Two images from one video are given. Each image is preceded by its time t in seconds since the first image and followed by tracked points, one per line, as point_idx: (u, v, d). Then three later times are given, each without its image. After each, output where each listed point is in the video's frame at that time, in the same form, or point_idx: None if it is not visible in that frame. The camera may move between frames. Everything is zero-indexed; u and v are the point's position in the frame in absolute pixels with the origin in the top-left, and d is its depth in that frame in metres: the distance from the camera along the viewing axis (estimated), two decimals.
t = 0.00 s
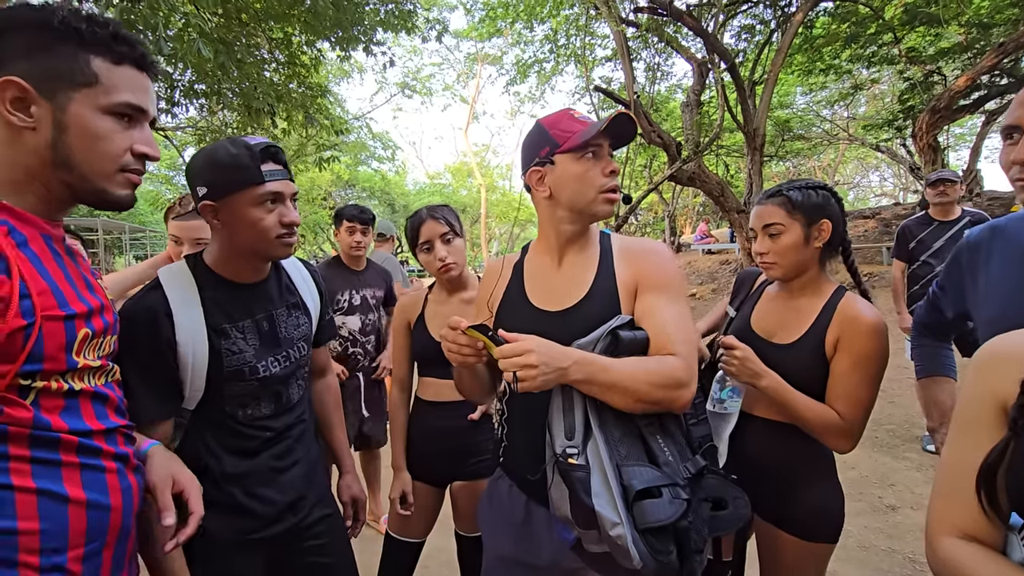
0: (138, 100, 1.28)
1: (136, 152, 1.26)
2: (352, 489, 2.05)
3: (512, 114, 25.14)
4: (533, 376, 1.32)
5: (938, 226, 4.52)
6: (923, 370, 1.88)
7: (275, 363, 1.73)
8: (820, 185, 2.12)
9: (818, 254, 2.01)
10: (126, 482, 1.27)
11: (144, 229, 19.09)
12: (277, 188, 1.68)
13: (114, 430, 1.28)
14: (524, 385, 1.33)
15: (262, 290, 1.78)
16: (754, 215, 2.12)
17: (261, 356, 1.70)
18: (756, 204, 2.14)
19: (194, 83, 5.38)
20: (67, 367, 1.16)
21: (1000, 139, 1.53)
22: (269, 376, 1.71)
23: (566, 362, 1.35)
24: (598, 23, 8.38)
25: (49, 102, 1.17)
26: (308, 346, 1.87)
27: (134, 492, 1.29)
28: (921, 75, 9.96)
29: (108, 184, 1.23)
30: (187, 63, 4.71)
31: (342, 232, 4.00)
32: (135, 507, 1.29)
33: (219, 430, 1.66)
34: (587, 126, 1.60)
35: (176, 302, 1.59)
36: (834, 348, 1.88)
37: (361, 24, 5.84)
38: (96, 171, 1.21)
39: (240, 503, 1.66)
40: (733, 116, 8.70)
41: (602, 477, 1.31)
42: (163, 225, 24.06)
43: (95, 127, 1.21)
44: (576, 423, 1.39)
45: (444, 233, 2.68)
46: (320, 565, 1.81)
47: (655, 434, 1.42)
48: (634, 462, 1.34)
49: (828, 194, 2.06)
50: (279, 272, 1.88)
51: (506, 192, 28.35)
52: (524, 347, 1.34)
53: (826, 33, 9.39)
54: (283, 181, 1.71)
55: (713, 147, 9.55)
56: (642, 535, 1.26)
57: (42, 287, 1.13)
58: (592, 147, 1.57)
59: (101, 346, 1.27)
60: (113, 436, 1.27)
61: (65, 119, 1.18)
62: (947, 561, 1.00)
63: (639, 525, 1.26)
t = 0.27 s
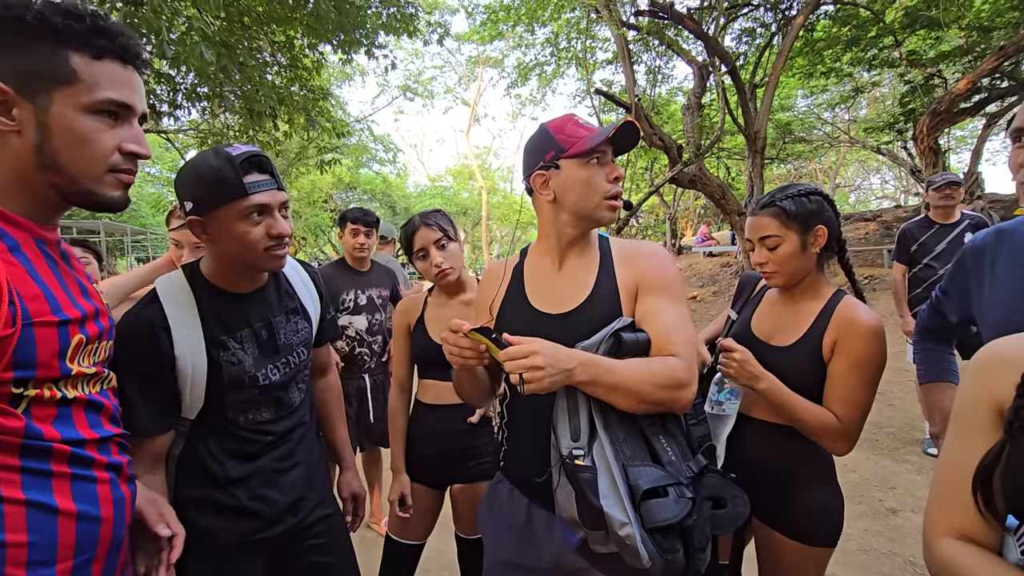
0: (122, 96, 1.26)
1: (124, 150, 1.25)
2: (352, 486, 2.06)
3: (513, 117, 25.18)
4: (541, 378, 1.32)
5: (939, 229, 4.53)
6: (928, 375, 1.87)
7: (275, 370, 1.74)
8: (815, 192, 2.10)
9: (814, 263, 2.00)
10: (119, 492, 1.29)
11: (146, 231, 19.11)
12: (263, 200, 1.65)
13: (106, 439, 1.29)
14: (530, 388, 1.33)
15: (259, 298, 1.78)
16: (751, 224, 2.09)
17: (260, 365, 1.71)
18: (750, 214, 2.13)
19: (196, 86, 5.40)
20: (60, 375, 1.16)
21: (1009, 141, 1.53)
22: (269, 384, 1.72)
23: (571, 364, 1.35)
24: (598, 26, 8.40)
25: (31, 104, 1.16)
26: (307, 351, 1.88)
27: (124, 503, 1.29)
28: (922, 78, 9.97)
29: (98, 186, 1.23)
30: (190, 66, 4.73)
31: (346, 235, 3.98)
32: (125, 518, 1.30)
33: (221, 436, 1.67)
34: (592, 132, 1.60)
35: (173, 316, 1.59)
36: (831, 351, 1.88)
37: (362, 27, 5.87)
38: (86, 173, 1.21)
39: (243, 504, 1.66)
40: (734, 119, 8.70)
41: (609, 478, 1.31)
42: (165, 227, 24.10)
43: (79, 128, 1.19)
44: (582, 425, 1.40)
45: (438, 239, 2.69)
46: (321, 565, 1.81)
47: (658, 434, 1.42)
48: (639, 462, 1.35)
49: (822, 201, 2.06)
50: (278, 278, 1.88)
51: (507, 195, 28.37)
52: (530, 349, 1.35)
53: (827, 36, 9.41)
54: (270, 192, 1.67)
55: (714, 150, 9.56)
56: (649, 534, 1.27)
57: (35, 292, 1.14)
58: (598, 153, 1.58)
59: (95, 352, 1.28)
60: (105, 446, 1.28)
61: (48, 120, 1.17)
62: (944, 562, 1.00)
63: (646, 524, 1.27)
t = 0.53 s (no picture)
0: (119, 95, 1.26)
1: (125, 150, 1.26)
2: (356, 489, 2.06)
3: (515, 120, 25.23)
4: (548, 378, 1.33)
5: (943, 232, 4.52)
6: (926, 382, 1.86)
7: (276, 375, 1.74)
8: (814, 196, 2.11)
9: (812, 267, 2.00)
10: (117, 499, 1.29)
11: (148, 234, 19.15)
12: (261, 207, 1.65)
13: (105, 445, 1.29)
14: (538, 388, 1.33)
15: (259, 303, 1.78)
16: (749, 229, 2.11)
17: (261, 371, 1.71)
18: (750, 218, 2.14)
19: (199, 89, 5.43)
20: (54, 383, 1.16)
21: None
22: (270, 389, 1.72)
23: (578, 365, 1.36)
24: (600, 29, 8.42)
25: (28, 109, 1.17)
26: (310, 354, 1.88)
27: (123, 510, 1.30)
28: (923, 81, 9.97)
29: (99, 188, 1.23)
30: (193, 70, 4.76)
31: (358, 237, 4.00)
32: (124, 525, 1.31)
33: (225, 439, 1.67)
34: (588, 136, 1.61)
35: (173, 322, 1.60)
36: (832, 355, 1.88)
37: (365, 31, 5.90)
38: (87, 175, 1.22)
39: (245, 505, 1.67)
40: (735, 122, 8.70)
41: (615, 479, 1.31)
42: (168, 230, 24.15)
43: (77, 130, 1.20)
44: (587, 426, 1.39)
45: (439, 242, 2.69)
46: (324, 567, 1.81)
47: (662, 435, 1.43)
48: (644, 462, 1.35)
49: (820, 203, 2.08)
50: (279, 282, 1.89)
51: (509, 197, 28.39)
52: (536, 350, 1.35)
53: (828, 39, 9.42)
54: (268, 199, 1.68)
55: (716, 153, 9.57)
56: (655, 535, 1.27)
57: (30, 296, 1.15)
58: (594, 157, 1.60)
59: (94, 357, 1.28)
60: (104, 452, 1.29)
61: (45, 123, 1.18)
62: (946, 562, 1.00)
63: (653, 525, 1.26)
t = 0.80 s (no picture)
0: (143, 108, 1.28)
1: (150, 162, 1.27)
2: (361, 493, 2.05)
3: (517, 122, 25.25)
4: (555, 381, 1.32)
5: (947, 234, 4.52)
6: (931, 395, 1.84)
7: (281, 376, 1.75)
8: (818, 199, 2.12)
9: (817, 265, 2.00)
10: (124, 496, 1.29)
11: (150, 235, 19.15)
12: (273, 205, 1.66)
13: (109, 445, 1.29)
14: (545, 391, 1.33)
15: (264, 303, 1.79)
16: (750, 233, 2.15)
17: (266, 371, 1.71)
18: (754, 222, 2.16)
19: (202, 92, 5.44)
20: (64, 387, 1.16)
21: None
22: (276, 390, 1.72)
23: (585, 367, 1.36)
24: (601, 31, 8.43)
25: (56, 121, 1.17)
26: (315, 356, 1.89)
27: (129, 509, 1.29)
28: (925, 83, 9.97)
29: (124, 199, 1.24)
30: (197, 72, 4.78)
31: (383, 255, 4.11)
32: (130, 524, 1.30)
33: (230, 440, 1.68)
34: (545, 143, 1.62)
35: (178, 321, 1.60)
36: (835, 357, 1.88)
37: (367, 33, 5.91)
38: (112, 188, 1.23)
39: (251, 506, 1.67)
40: (736, 124, 8.69)
41: (620, 480, 1.31)
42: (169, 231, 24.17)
43: (103, 143, 1.21)
44: (593, 427, 1.39)
45: (445, 245, 2.70)
46: (330, 569, 1.82)
47: (667, 437, 1.43)
48: (649, 464, 1.36)
49: (821, 205, 2.08)
50: (284, 283, 1.90)
51: (510, 199, 28.40)
52: (544, 353, 1.35)
53: (829, 42, 9.42)
54: (279, 198, 1.69)
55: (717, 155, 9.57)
56: (661, 535, 1.27)
57: (48, 301, 1.14)
58: (543, 164, 1.59)
59: (100, 361, 1.27)
60: (109, 451, 1.29)
61: (73, 136, 1.18)
62: (950, 564, 1.00)
63: (658, 526, 1.27)
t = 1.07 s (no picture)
0: (157, 116, 1.29)
1: (160, 167, 1.28)
2: (364, 495, 2.04)
3: (517, 123, 25.26)
4: (553, 382, 1.33)
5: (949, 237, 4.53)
6: (924, 405, 1.72)
7: (288, 373, 1.75)
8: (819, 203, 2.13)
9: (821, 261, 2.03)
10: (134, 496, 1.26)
11: (151, 236, 19.16)
12: (293, 200, 1.71)
13: (122, 443, 1.27)
14: (543, 392, 1.33)
15: (273, 301, 1.79)
16: (751, 236, 2.15)
17: (274, 368, 1.72)
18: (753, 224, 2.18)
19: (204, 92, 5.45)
20: (84, 384, 1.15)
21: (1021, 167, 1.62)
22: (282, 387, 1.73)
23: (585, 368, 1.36)
24: (602, 33, 8.44)
25: (73, 125, 1.17)
26: (320, 355, 1.89)
27: (140, 507, 1.27)
28: (926, 85, 9.98)
29: (135, 203, 1.25)
30: (199, 74, 4.79)
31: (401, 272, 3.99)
32: (141, 522, 1.28)
33: (236, 440, 1.68)
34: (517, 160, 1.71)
35: (188, 318, 1.60)
36: (835, 357, 1.88)
37: (369, 35, 5.92)
38: (124, 192, 1.23)
39: (256, 508, 1.67)
40: (737, 126, 8.70)
41: (617, 481, 1.32)
42: (170, 232, 24.18)
43: (118, 147, 1.21)
44: (593, 428, 1.40)
45: (453, 245, 2.67)
46: (335, 570, 1.82)
47: (668, 441, 1.43)
48: (648, 467, 1.36)
49: (818, 207, 2.08)
50: (291, 282, 1.91)
51: (510, 200, 28.41)
52: (542, 353, 1.35)
53: (830, 44, 9.43)
54: (297, 193, 1.73)
55: (718, 156, 9.57)
56: (656, 538, 1.28)
57: (71, 302, 1.14)
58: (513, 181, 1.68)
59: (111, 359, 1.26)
60: (121, 450, 1.26)
61: (90, 140, 1.18)
62: (953, 564, 1.01)
63: (653, 528, 1.28)
